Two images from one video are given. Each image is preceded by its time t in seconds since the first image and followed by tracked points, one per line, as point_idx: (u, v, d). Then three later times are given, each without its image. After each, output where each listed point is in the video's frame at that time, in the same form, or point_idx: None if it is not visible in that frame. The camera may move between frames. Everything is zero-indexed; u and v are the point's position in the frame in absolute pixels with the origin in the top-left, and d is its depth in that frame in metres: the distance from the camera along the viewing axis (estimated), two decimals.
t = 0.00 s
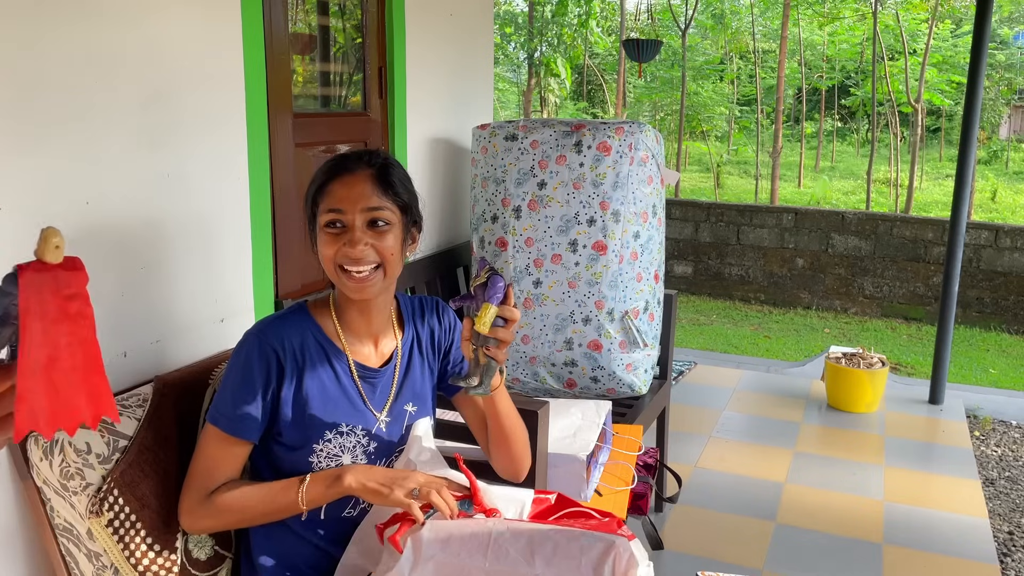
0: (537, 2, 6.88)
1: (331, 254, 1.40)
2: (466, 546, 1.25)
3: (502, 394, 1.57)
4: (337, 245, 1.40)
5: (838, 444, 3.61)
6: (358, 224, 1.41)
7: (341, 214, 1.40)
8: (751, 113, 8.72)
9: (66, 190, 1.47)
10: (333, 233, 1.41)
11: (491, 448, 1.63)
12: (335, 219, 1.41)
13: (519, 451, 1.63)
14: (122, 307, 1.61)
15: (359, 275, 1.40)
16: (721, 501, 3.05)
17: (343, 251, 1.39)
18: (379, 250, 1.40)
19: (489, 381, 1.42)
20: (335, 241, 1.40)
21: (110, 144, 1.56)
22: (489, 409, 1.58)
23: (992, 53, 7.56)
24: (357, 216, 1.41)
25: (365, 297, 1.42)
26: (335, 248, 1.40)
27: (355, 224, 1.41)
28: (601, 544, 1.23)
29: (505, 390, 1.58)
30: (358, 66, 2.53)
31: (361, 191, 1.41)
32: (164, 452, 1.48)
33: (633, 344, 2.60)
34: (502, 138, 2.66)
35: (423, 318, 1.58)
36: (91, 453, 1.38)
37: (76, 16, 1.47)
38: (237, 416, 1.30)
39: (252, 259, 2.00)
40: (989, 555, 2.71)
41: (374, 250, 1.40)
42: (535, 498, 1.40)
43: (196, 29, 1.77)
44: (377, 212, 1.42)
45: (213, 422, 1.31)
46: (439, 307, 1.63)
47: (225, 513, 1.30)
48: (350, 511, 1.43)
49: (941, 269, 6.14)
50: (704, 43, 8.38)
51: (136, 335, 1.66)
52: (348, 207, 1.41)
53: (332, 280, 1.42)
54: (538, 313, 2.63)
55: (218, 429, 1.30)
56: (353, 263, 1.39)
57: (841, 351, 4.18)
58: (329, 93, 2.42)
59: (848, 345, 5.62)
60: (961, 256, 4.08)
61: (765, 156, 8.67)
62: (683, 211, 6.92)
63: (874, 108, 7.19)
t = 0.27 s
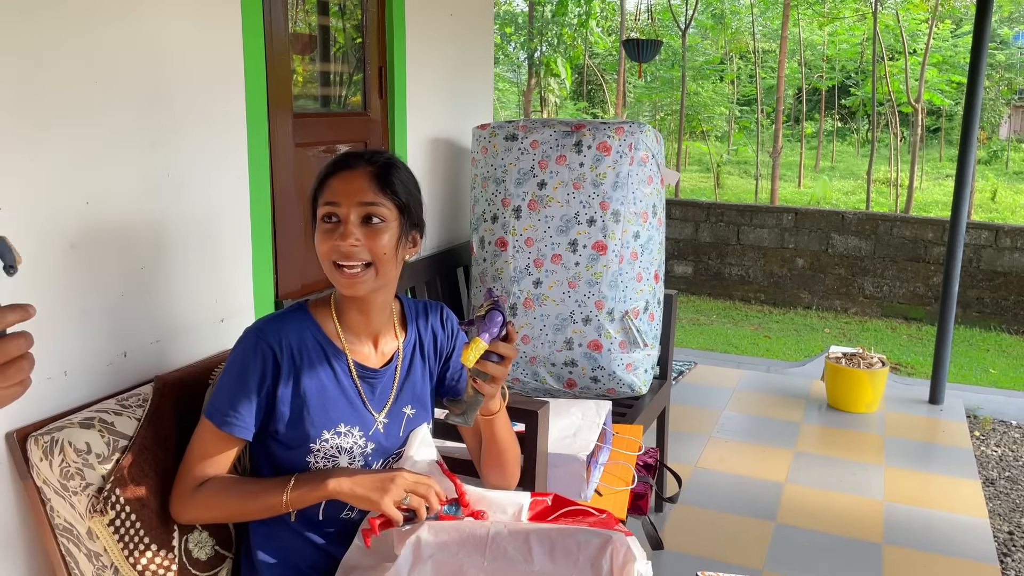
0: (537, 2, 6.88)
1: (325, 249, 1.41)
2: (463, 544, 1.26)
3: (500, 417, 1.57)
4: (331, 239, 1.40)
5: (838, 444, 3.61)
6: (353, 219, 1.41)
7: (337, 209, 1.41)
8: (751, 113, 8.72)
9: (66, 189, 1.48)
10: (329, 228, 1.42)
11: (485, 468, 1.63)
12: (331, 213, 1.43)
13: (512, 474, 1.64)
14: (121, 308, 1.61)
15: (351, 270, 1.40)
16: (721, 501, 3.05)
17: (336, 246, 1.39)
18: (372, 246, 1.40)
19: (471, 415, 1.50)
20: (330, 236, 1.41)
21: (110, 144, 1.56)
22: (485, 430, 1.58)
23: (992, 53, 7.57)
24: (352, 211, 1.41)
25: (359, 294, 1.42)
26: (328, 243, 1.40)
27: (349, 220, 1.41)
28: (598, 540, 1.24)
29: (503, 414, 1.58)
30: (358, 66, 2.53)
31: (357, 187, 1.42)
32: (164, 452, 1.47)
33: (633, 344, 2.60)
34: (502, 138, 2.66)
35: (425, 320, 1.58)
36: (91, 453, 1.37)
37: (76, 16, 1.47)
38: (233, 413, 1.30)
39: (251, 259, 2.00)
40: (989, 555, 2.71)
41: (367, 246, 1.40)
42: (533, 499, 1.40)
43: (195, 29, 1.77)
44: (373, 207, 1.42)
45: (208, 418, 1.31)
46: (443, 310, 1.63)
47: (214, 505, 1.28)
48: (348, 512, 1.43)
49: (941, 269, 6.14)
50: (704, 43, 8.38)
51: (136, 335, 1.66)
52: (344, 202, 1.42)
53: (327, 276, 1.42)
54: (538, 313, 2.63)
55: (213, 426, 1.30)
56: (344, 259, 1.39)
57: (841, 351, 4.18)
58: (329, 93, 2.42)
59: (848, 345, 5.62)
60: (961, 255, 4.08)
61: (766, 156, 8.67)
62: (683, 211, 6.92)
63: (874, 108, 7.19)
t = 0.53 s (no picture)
0: (537, 2, 6.88)
1: (325, 247, 1.41)
2: (464, 545, 1.26)
3: (496, 410, 1.56)
4: (331, 238, 1.40)
5: (838, 444, 3.61)
6: (353, 218, 1.41)
7: (338, 208, 1.42)
8: (751, 113, 8.72)
9: (67, 189, 1.48)
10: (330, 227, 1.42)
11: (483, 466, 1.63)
12: (332, 211, 1.43)
13: (509, 468, 1.64)
14: (121, 308, 1.61)
15: (349, 269, 1.39)
16: (721, 501, 3.05)
17: (335, 245, 1.39)
18: (371, 246, 1.40)
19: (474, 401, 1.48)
20: (330, 235, 1.41)
21: (110, 144, 1.56)
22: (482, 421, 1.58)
23: (992, 53, 7.56)
24: (353, 210, 1.41)
25: (359, 293, 1.41)
26: (327, 241, 1.41)
27: (349, 218, 1.41)
28: (600, 543, 1.24)
29: (499, 405, 1.57)
30: (358, 66, 2.53)
31: (358, 186, 1.42)
32: (164, 452, 1.47)
33: (633, 344, 2.60)
34: (502, 138, 2.66)
35: (427, 320, 1.58)
36: (91, 453, 1.37)
37: (76, 16, 1.47)
38: (233, 412, 1.30)
39: (252, 259, 2.00)
40: (989, 555, 2.71)
41: (365, 245, 1.40)
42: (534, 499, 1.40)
43: (195, 29, 1.77)
44: (373, 206, 1.42)
45: (210, 418, 1.31)
46: (444, 311, 1.63)
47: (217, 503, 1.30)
48: (349, 512, 1.43)
49: (941, 269, 6.14)
50: (704, 43, 8.38)
51: (136, 336, 1.66)
52: (344, 201, 1.42)
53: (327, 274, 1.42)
54: (538, 313, 2.63)
55: (214, 425, 1.30)
56: (343, 257, 1.39)
57: (841, 351, 4.18)
58: (329, 93, 2.42)
59: (849, 345, 5.62)
60: (961, 256, 4.08)
61: (766, 156, 8.67)
62: (683, 211, 6.92)
63: (874, 108, 7.19)
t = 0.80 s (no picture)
0: (537, 2, 6.88)
1: (327, 249, 1.41)
2: (464, 544, 1.26)
3: (496, 406, 1.56)
4: (332, 240, 1.40)
5: (838, 444, 3.61)
6: (354, 219, 1.41)
7: (340, 210, 1.42)
8: (751, 113, 8.72)
9: (66, 189, 1.48)
10: (332, 229, 1.42)
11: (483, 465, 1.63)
12: (335, 213, 1.43)
13: (510, 464, 1.64)
14: (122, 308, 1.62)
15: (351, 271, 1.39)
16: (721, 501, 3.05)
17: (336, 247, 1.39)
18: (372, 247, 1.40)
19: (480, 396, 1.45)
20: (331, 236, 1.41)
21: (110, 144, 1.56)
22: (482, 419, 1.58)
23: (993, 53, 7.56)
24: (354, 211, 1.41)
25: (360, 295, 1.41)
26: (329, 243, 1.40)
27: (351, 220, 1.41)
28: (600, 542, 1.24)
29: (500, 402, 1.57)
30: (358, 66, 2.53)
31: (361, 188, 1.42)
32: (164, 452, 1.47)
33: (633, 344, 2.60)
34: (502, 138, 2.66)
35: (428, 320, 1.58)
36: (91, 453, 1.38)
37: (76, 16, 1.47)
38: (234, 410, 1.30)
39: (252, 259, 2.00)
40: (989, 555, 2.71)
41: (367, 247, 1.40)
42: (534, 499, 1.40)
43: (195, 29, 1.77)
44: (375, 209, 1.42)
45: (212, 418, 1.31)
46: (445, 310, 1.63)
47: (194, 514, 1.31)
48: (349, 511, 1.43)
49: (941, 269, 6.14)
50: (704, 43, 8.38)
51: (136, 336, 1.66)
52: (346, 203, 1.42)
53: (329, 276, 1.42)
54: (538, 313, 2.63)
55: (217, 425, 1.30)
56: (344, 259, 1.39)
57: (841, 351, 4.18)
58: (329, 93, 2.42)
59: (849, 345, 5.62)
60: (961, 255, 4.08)
61: (766, 156, 8.67)
62: (683, 211, 6.93)
63: (874, 108, 7.18)
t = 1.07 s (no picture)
0: (537, 2, 6.88)
1: (325, 248, 1.41)
2: (463, 545, 1.26)
3: (498, 406, 1.56)
4: (331, 239, 1.40)
5: (838, 444, 3.61)
6: (354, 219, 1.41)
7: (340, 209, 1.42)
8: (751, 113, 8.72)
9: (66, 189, 1.48)
10: (331, 228, 1.42)
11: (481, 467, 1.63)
12: (335, 212, 1.43)
13: (509, 463, 1.62)
14: (122, 308, 1.62)
15: (348, 271, 1.39)
16: (721, 501, 3.05)
17: (335, 246, 1.39)
18: (371, 248, 1.40)
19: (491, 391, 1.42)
20: (330, 236, 1.41)
21: (110, 143, 1.56)
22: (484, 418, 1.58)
23: (992, 53, 7.57)
24: (355, 211, 1.41)
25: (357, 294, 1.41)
26: (328, 242, 1.40)
27: (351, 220, 1.41)
28: (599, 544, 1.23)
29: (503, 401, 1.56)
30: (358, 66, 2.53)
31: (362, 188, 1.42)
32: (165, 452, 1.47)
33: (633, 344, 2.61)
34: (502, 138, 2.66)
35: (426, 320, 1.58)
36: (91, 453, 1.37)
37: (76, 16, 1.47)
38: (227, 387, 1.28)
39: (252, 259, 2.00)
40: (989, 555, 2.71)
41: (365, 247, 1.39)
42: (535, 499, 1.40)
43: (195, 29, 1.77)
44: (375, 209, 1.41)
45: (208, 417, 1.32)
46: (443, 312, 1.63)
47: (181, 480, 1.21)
48: (347, 510, 1.43)
49: (941, 269, 6.13)
50: (704, 43, 8.38)
51: (136, 336, 1.66)
52: (347, 203, 1.42)
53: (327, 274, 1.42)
54: (538, 313, 2.63)
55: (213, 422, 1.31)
56: (342, 258, 1.39)
57: (841, 351, 4.18)
58: (329, 93, 2.42)
59: (849, 345, 5.62)
60: (961, 256, 4.08)
61: (766, 156, 8.67)
62: (683, 211, 6.93)
63: (874, 108, 7.18)
